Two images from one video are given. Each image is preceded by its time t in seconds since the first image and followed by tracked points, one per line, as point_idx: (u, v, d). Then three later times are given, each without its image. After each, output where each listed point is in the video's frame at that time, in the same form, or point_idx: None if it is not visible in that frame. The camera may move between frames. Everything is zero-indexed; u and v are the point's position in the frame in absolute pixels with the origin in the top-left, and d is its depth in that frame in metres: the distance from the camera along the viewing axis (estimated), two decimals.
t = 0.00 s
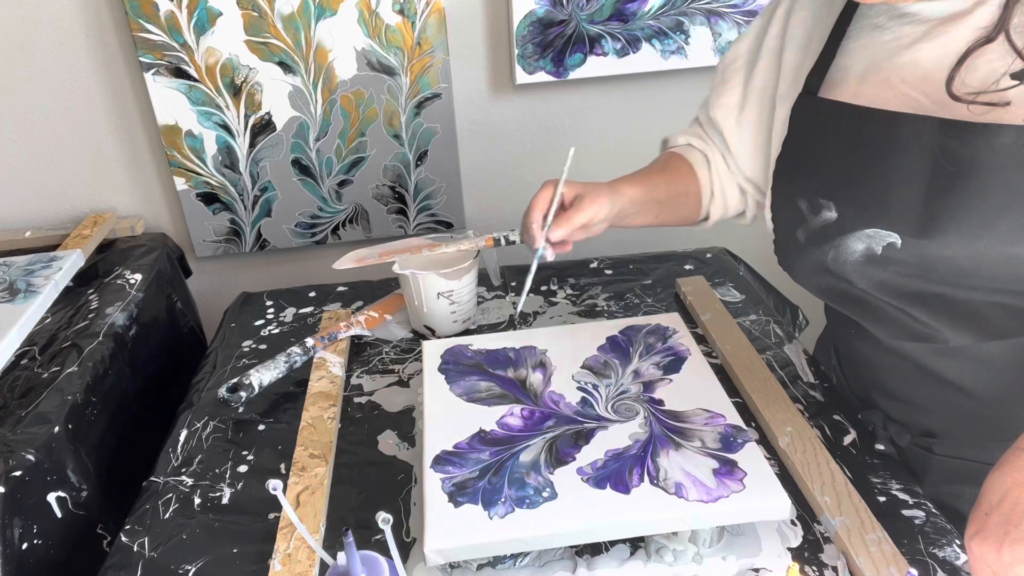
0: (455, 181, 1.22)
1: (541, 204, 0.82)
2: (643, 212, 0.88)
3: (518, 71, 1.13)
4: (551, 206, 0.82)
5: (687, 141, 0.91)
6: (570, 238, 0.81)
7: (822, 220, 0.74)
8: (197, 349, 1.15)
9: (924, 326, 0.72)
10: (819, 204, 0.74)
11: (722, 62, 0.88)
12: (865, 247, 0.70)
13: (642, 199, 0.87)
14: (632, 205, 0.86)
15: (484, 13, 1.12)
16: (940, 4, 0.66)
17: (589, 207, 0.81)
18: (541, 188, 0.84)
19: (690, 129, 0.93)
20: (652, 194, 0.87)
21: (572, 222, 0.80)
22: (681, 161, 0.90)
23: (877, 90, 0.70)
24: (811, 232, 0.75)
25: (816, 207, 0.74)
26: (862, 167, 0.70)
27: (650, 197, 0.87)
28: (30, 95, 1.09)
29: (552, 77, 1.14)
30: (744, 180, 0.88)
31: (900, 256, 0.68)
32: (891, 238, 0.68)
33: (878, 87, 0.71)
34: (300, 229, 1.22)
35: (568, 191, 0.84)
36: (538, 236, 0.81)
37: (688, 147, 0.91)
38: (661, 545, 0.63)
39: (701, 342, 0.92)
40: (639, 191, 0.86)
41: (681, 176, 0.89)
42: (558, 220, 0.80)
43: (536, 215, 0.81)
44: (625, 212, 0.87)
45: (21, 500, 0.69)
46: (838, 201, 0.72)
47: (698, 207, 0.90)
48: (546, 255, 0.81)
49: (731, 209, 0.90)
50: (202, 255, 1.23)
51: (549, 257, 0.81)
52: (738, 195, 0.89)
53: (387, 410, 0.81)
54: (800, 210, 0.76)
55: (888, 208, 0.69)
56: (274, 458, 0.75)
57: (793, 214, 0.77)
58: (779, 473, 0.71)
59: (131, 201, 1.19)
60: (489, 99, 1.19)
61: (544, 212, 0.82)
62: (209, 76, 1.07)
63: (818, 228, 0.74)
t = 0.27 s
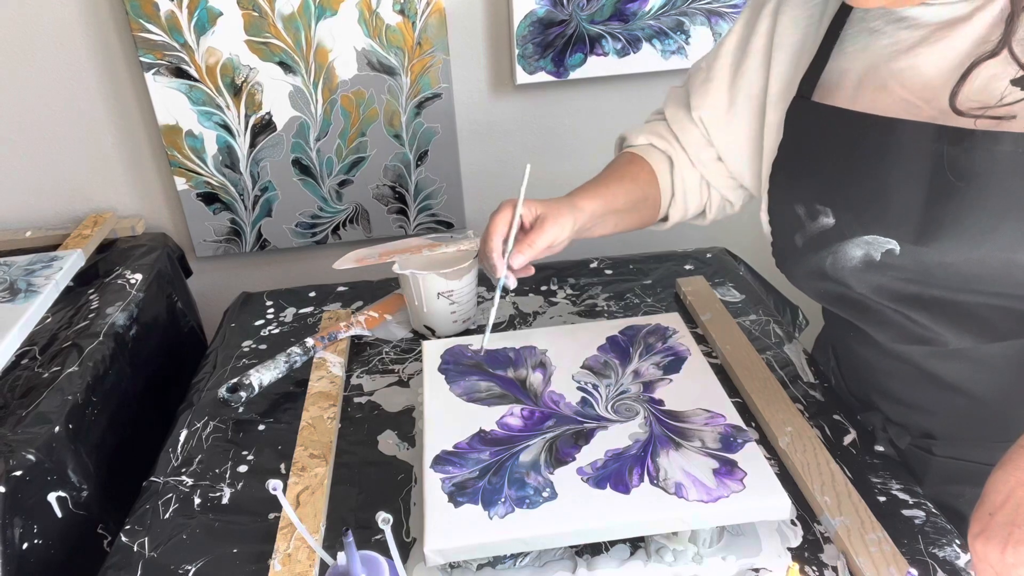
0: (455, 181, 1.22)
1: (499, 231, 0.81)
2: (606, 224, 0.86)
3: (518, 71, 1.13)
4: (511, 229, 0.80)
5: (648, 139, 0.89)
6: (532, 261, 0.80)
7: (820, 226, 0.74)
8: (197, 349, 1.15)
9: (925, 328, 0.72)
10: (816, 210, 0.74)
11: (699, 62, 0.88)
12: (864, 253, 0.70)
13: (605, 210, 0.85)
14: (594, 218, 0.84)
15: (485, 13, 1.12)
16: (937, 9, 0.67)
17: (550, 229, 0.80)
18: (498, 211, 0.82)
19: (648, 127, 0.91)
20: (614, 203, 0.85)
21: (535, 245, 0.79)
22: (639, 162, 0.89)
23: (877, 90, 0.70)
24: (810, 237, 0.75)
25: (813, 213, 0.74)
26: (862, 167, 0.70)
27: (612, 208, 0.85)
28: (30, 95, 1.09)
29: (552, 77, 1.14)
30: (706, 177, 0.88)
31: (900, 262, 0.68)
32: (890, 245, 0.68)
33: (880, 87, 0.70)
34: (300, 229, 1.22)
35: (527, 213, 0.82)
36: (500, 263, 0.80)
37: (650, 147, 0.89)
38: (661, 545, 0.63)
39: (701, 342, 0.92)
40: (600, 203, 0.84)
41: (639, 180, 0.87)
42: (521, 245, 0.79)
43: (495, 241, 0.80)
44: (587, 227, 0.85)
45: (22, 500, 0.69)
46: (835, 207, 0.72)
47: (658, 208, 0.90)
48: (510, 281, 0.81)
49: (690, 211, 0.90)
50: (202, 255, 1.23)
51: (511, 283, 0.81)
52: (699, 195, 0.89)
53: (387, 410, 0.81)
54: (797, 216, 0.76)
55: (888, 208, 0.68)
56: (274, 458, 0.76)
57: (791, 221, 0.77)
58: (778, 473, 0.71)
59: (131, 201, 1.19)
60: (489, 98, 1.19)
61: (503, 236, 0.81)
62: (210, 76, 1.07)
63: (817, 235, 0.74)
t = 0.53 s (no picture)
0: (455, 180, 1.22)
1: (510, 222, 0.81)
2: (609, 220, 0.87)
3: (518, 71, 1.13)
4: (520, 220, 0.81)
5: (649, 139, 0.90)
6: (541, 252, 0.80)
7: (820, 230, 0.73)
8: (197, 349, 1.15)
9: (926, 330, 0.72)
10: (816, 214, 0.73)
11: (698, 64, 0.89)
12: (865, 257, 0.70)
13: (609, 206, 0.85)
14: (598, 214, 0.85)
15: (485, 13, 1.12)
16: (937, 12, 0.67)
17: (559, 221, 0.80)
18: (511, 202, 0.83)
19: (648, 127, 0.92)
20: (618, 201, 0.86)
21: (543, 235, 0.79)
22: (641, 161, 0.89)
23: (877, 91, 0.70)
24: (809, 240, 0.75)
25: (813, 216, 0.74)
26: (862, 168, 0.70)
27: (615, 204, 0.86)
28: (30, 95, 1.09)
29: (552, 77, 1.14)
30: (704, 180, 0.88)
31: (900, 266, 0.68)
32: (891, 249, 0.68)
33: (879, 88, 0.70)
34: (300, 229, 1.22)
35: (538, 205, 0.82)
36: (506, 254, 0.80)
37: (651, 147, 0.90)
38: (661, 544, 0.63)
39: (701, 342, 0.92)
40: (604, 199, 0.85)
41: (641, 179, 0.88)
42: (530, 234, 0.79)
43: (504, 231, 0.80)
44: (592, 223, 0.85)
45: (22, 500, 0.69)
46: (835, 211, 0.72)
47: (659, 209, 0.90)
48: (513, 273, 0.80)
49: (690, 212, 0.90)
50: (202, 255, 1.23)
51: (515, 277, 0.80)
52: (697, 197, 0.89)
53: (387, 410, 0.81)
54: (798, 219, 0.76)
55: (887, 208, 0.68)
56: (274, 458, 0.75)
57: (792, 224, 0.76)
58: (778, 473, 0.71)
59: (131, 201, 1.19)
60: (489, 98, 1.19)
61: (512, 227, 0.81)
62: (210, 76, 1.07)
63: (816, 238, 0.74)
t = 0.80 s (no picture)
0: (455, 180, 1.22)
1: (534, 201, 0.81)
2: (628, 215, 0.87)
3: (518, 71, 1.13)
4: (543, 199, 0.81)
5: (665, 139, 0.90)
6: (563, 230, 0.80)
7: (819, 230, 0.73)
8: (197, 350, 1.15)
9: (925, 330, 0.72)
10: (816, 213, 0.74)
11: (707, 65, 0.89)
12: (864, 256, 0.70)
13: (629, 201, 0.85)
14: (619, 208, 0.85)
15: (485, 13, 1.12)
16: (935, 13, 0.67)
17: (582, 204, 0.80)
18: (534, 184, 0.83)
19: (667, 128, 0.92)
20: (638, 197, 0.86)
21: (567, 214, 0.79)
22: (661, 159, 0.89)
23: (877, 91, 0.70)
24: (808, 240, 0.75)
25: (813, 216, 0.74)
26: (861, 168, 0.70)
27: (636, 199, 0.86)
28: (30, 95, 1.09)
29: (552, 77, 1.14)
30: (723, 182, 0.88)
31: (898, 265, 0.68)
32: (890, 248, 0.68)
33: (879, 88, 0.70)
34: (300, 229, 1.22)
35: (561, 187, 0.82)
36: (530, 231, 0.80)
37: (670, 147, 0.90)
38: (661, 544, 0.63)
39: (701, 342, 0.92)
40: (626, 194, 0.85)
41: (664, 176, 0.88)
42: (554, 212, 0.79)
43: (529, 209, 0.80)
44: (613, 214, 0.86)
45: (22, 500, 0.69)
46: (835, 211, 0.72)
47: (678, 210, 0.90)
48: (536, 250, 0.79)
49: (709, 212, 0.90)
50: (202, 255, 1.23)
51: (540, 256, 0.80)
52: (716, 197, 0.89)
53: (387, 410, 0.81)
54: (797, 218, 0.76)
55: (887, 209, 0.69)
56: (274, 458, 0.75)
57: (790, 222, 0.77)
58: (778, 473, 0.71)
59: (131, 201, 1.19)
60: (489, 98, 1.19)
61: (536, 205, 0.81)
62: (210, 76, 1.07)
63: (816, 238, 0.74)
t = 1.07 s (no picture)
0: (455, 180, 1.22)
1: (553, 207, 0.82)
2: (657, 224, 0.88)
3: (518, 71, 1.13)
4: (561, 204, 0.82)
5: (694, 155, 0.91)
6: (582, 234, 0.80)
7: (817, 229, 0.73)
8: (197, 349, 1.15)
9: (924, 330, 0.72)
10: (814, 214, 0.74)
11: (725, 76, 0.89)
12: (860, 256, 0.70)
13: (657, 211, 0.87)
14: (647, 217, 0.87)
15: (485, 13, 1.12)
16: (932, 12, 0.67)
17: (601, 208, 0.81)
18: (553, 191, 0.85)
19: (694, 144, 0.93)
20: (665, 207, 0.87)
21: (584, 219, 0.80)
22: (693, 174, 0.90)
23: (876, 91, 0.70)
24: (806, 241, 0.75)
25: (810, 216, 0.74)
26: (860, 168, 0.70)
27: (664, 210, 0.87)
28: (30, 95, 1.09)
29: (552, 77, 1.14)
30: (755, 193, 0.87)
31: (895, 265, 0.68)
32: (886, 248, 0.68)
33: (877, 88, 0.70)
34: (300, 229, 1.22)
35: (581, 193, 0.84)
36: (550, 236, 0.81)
37: (700, 163, 0.90)
38: (661, 544, 0.63)
39: (701, 342, 0.92)
40: (654, 203, 0.86)
41: (693, 188, 0.89)
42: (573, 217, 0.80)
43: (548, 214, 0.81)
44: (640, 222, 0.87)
45: (22, 500, 0.69)
46: (833, 210, 0.72)
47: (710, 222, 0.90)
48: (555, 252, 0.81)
49: (744, 224, 0.89)
50: (202, 255, 1.23)
51: (560, 256, 0.82)
52: (750, 208, 0.88)
53: (387, 410, 0.81)
54: (795, 218, 0.76)
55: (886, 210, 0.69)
56: (274, 458, 0.75)
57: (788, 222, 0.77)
58: (778, 473, 0.71)
59: (131, 201, 1.19)
60: (489, 98, 1.19)
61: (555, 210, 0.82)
62: (210, 76, 1.07)
63: (813, 237, 0.74)
